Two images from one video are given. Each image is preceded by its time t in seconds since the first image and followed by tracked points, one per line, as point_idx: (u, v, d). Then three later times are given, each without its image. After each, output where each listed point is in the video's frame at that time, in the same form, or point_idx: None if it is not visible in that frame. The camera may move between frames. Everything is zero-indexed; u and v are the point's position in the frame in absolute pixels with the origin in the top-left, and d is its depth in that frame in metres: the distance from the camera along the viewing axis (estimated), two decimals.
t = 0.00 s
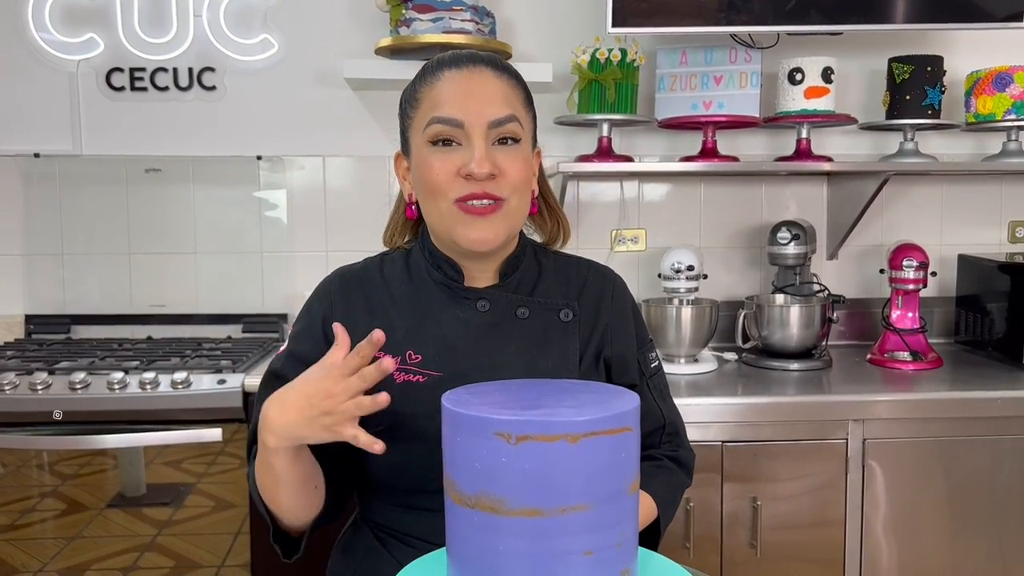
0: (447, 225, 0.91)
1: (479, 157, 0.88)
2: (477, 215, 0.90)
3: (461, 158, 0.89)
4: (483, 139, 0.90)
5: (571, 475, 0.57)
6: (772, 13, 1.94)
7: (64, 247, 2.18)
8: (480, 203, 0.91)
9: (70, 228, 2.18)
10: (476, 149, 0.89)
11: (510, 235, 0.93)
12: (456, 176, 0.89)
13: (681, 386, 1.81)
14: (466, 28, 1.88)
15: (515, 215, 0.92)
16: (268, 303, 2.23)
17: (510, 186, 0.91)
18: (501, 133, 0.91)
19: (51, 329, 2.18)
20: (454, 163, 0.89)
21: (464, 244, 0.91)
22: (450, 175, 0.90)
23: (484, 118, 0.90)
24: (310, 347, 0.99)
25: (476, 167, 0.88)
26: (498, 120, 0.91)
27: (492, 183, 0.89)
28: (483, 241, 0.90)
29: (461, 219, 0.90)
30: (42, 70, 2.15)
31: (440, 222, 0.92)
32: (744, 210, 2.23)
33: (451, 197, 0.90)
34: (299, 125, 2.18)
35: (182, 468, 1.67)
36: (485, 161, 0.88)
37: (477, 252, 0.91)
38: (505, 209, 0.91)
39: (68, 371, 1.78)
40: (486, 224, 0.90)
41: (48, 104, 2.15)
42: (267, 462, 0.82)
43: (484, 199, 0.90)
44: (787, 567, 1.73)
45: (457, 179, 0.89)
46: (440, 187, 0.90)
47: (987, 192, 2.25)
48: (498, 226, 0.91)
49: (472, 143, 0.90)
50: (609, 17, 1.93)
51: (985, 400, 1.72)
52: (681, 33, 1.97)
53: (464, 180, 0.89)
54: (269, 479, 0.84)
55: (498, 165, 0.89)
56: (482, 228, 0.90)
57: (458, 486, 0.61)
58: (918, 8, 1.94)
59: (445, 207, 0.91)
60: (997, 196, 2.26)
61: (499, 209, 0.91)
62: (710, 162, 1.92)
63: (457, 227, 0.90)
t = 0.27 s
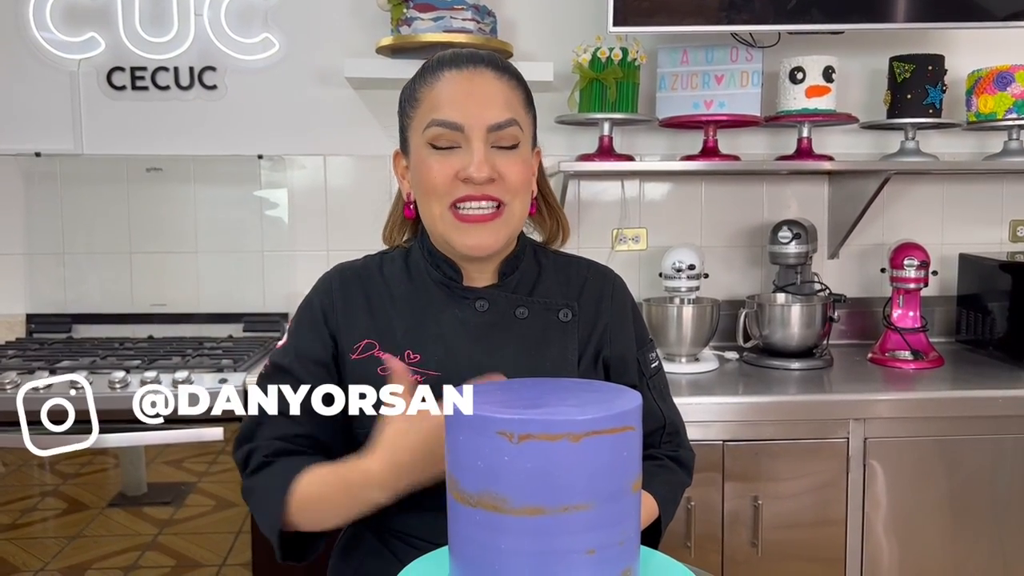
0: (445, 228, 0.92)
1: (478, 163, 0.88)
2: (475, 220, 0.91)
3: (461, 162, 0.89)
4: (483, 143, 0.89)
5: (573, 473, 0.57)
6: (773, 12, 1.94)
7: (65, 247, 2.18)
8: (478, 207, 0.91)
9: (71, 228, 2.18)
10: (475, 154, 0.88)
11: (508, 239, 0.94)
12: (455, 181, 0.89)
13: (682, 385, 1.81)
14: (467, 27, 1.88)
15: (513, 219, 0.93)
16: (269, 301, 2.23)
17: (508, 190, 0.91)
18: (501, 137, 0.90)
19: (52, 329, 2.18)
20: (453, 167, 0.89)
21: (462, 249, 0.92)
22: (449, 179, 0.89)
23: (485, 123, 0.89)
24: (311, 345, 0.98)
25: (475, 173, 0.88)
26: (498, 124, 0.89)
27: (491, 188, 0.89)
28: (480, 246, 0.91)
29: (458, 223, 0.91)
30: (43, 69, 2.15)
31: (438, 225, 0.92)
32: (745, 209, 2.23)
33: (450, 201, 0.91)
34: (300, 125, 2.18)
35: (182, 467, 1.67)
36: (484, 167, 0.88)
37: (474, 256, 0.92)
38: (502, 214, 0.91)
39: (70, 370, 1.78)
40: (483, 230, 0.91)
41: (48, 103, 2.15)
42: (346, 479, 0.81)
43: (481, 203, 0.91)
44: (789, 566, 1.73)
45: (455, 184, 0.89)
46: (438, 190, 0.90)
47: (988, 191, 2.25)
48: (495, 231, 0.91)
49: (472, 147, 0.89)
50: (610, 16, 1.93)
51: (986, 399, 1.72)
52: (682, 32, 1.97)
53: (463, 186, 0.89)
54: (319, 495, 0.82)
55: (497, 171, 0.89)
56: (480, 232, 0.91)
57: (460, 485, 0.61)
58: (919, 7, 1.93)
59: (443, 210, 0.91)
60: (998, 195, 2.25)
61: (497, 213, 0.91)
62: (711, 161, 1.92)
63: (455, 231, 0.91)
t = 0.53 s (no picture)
0: (451, 224, 0.91)
1: (478, 154, 0.88)
2: (482, 212, 0.90)
3: (461, 157, 0.89)
4: (481, 135, 0.90)
5: (576, 473, 0.57)
6: (773, 12, 1.94)
7: (66, 246, 2.19)
8: (482, 201, 0.90)
9: (72, 227, 2.18)
10: (474, 147, 0.89)
11: (515, 231, 0.93)
12: (457, 175, 0.89)
13: (683, 384, 1.81)
14: (468, 27, 1.88)
15: (518, 210, 0.92)
16: (270, 301, 2.23)
17: (511, 181, 0.90)
18: (497, 128, 0.91)
19: (53, 328, 2.18)
20: (454, 163, 0.89)
21: (471, 243, 0.90)
22: (451, 174, 0.89)
23: (480, 115, 0.90)
24: (316, 348, 0.98)
25: (477, 164, 0.88)
26: (493, 116, 0.90)
27: (494, 179, 0.89)
28: (488, 238, 0.90)
29: (465, 217, 0.90)
30: (44, 69, 2.15)
31: (444, 222, 0.91)
32: (745, 208, 2.23)
33: (453, 197, 0.90)
34: (301, 124, 2.18)
35: (184, 467, 1.67)
36: (485, 158, 0.88)
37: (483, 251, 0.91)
38: (507, 205, 0.91)
39: (71, 370, 1.78)
40: (491, 222, 0.90)
41: (49, 103, 2.15)
42: (426, 512, 0.84)
43: (486, 196, 0.90)
44: (789, 566, 1.73)
45: (457, 179, 0.89)
46: (440, 187, 0.90)
47: (988, 190, 2.25)
48: (502, 222, 0.90)
49: (470, 141, 0.89)
50: (611, 16, 1.93)
51: (987, 398, 1.72)
52: (683, 32, 1.97)
53: (465, 179, 0.89)
54: (390, 520, 0.85)
55: (497, 161, 0.89)
56: (488, 225, 0.90)
57: (463, 485, 0.61)
58: (920, 6, 1.93)
59: (448, 207, 0.90)
60: (999, 194, 2.26)
61: (502, 205, 0.91)
62: (712, 161, 1.92)
63: (462, 226, 0.90)
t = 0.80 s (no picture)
0: (443, 235, 0.91)
1: (472, 167, 0.88)
2: (474, 224, 0.90)
3: (454, 167, 0.88)
4: (475, 146, 0.89)
5: (579, 472, 0.58)
6: (774, 11, 1.94)
7: (67, 246, 2.19)
8: (475, 212, 0.90)
9: (73, 227, 2.18)
10: (468, 159, 0.88)
11: (507, 240, 0.93)
12: (450, 187, 0.88)
13: (684, 384, 1.82)
14: (469, 26, 1.88)
15: (512, 220, 0.92)
16: (271, 301, 2.23)
17: (504, 192, 0.90)
18: (493, 138, 0.89)
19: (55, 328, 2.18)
20: (447, 174, 0.89)
21: (462, 254, 0.91)
22: (444, 185, 0.89)
23: (475, 125, 0.88)
24: (312, 350, 0.99)
25: (470, 177, 0.87)
26: (489, 125, 0.89)
27: (486, 192, 0.89)
28: (480, 251, 0.90)
29: (457, 229, 0.90)
30: (45, 69, 2.15)
31: (436, 232, 0.91)
32: (746, 207, 2.23)
33: (446, 208, 0.90)
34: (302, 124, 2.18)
35: (185, 466, 1.67)
36: (479, 171, 0.87)
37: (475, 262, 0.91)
38: (501, 216, 0.91)
39: (73, 369, 1.78)
40: (483, 234, 0.90)
41: (50, 103, 2.15)
42: (425, 516, 0.84)
43: (479, 207, 0.90)
44: (791, 565, 1.73)
45: (450, 190, 0.89)
46: (433, 197, 0.90)
47: (989, 189, 2.25)
48: (495, 234, 0.90)
49: (464, 151, 0.88)
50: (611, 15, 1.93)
51: (988, 397, 1.72)
52: (684, 31, 1.97)
53: (458, 191, 0.88)
54: (390, 524, 0.85)
55: (491, 173, 0.88)
56: (479, 237, 0.90)
57: (466, 484, 0.61)
58: (921, 5, 1.93)
59: (440, 216, 0.90)
60: (999, 193, 2.26)
61: (496, 216, 0.91)
62: (713, 160, 1.92)
63: (454, 238, 0.90)
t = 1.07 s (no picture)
0: (438, 249, 0.90)
1: (464, 180, 0.86)
2: (469, 238, 0.89)
3: (446, 181, 0.87)
4: (467, 158, 0.87)
5: (576, 470, 0.58)
6: (773, 11, 1.95)
7: (67, 246, 2.19)
8: (470, 224, 0.90)
9: (73, 227, 2.18)
10: (460, 172, 0.87)
11: (504, 250, 0.92)
12: (443, 202, 0.87)
13: (684, 382, 1.82)
14: (468, 26, 1.88)
15: (507, 229, 0.91)
16: (271, 300, 2.23)
17: (498, 203, 0.89)
18: (485, 148, 0.88)
19: (55, 328, 2.19)
20: (439, 187, 0.87)
21: (458, 268, 0.90)
22: (437, 200, 0.88)
23: (465, 137, 0.87)
24: (310, 357, 0.98)
25: (462, 192, 0.86)
26: (480, 135, 0.87)
27: (479, 204, 0.88)
28: (476, 264, 0.90)
29: (453, 244, 0.89)
30: (45, 69, 2.15)
31: (431, 245, 0.91)
32: (746, 206, 2.23)
33: (440, 222, 0.89)
34: (302, 123, 2.18)
35: (185, 466, 1.68)
36: (472, 185, 0.86)
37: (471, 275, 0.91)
38: (496, 227, 0.90)
39: (73, 369, 1.79)
40: (479, 246, 0.90)
41: (50, 103, 2.15)
42: (424, 523, 0.84)
43: (474, 220, 0.89)
44: (790, 563, 1.73)
45: (444, 205, 0.88)
46: (427, 213, 0.89)
47: (989, 188, 2.25)
48: (491, 246, 0.90)
49: (456, 165, 0.87)
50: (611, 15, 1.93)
51: (988, 395, 1.72)
52: (683, 30, 1.97)
53: (452, 206, 0.88)
54: (390, 531, 0.85)
55: (484, 185, 0.87)
56: (475, 250, 0.89)
57: (464, 482, 0.61)
58: (920, 5, 1.93)
59: (434, 231, 0.90)
60: (999, 192, 2.26)
61: (491, 227, 0.90)
62: (712, 159, 1.92)
63: (450, 252, 0.90)
